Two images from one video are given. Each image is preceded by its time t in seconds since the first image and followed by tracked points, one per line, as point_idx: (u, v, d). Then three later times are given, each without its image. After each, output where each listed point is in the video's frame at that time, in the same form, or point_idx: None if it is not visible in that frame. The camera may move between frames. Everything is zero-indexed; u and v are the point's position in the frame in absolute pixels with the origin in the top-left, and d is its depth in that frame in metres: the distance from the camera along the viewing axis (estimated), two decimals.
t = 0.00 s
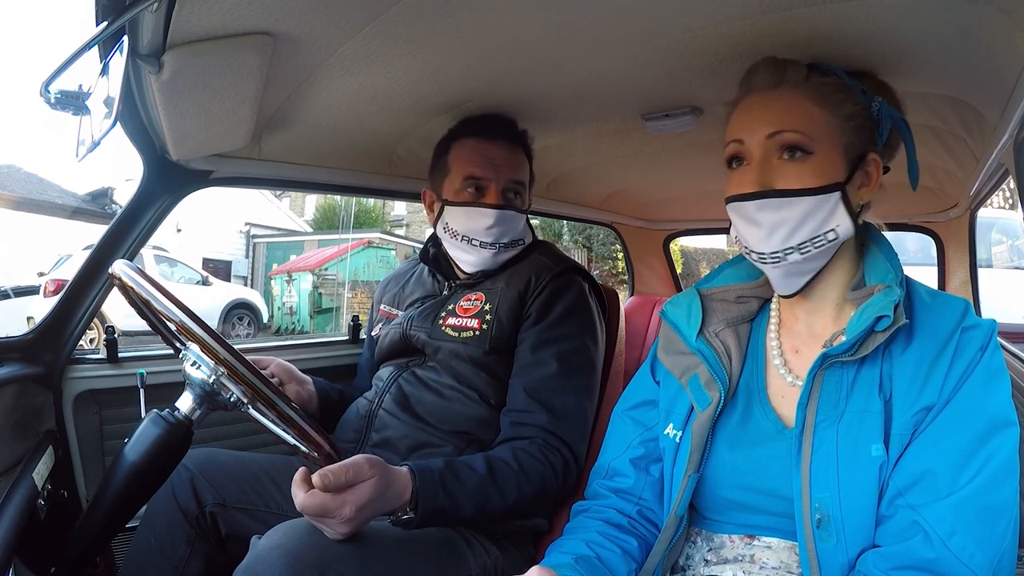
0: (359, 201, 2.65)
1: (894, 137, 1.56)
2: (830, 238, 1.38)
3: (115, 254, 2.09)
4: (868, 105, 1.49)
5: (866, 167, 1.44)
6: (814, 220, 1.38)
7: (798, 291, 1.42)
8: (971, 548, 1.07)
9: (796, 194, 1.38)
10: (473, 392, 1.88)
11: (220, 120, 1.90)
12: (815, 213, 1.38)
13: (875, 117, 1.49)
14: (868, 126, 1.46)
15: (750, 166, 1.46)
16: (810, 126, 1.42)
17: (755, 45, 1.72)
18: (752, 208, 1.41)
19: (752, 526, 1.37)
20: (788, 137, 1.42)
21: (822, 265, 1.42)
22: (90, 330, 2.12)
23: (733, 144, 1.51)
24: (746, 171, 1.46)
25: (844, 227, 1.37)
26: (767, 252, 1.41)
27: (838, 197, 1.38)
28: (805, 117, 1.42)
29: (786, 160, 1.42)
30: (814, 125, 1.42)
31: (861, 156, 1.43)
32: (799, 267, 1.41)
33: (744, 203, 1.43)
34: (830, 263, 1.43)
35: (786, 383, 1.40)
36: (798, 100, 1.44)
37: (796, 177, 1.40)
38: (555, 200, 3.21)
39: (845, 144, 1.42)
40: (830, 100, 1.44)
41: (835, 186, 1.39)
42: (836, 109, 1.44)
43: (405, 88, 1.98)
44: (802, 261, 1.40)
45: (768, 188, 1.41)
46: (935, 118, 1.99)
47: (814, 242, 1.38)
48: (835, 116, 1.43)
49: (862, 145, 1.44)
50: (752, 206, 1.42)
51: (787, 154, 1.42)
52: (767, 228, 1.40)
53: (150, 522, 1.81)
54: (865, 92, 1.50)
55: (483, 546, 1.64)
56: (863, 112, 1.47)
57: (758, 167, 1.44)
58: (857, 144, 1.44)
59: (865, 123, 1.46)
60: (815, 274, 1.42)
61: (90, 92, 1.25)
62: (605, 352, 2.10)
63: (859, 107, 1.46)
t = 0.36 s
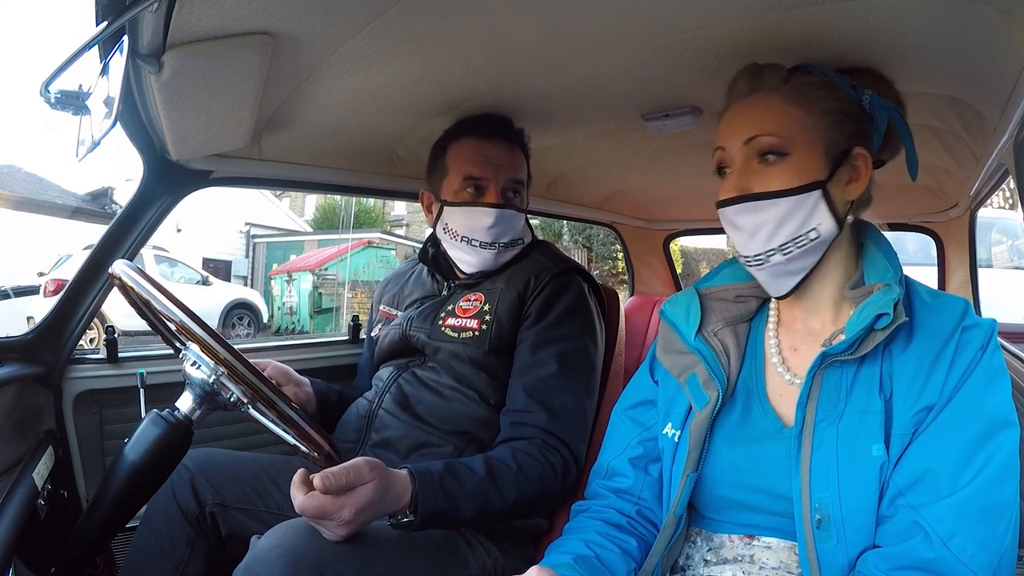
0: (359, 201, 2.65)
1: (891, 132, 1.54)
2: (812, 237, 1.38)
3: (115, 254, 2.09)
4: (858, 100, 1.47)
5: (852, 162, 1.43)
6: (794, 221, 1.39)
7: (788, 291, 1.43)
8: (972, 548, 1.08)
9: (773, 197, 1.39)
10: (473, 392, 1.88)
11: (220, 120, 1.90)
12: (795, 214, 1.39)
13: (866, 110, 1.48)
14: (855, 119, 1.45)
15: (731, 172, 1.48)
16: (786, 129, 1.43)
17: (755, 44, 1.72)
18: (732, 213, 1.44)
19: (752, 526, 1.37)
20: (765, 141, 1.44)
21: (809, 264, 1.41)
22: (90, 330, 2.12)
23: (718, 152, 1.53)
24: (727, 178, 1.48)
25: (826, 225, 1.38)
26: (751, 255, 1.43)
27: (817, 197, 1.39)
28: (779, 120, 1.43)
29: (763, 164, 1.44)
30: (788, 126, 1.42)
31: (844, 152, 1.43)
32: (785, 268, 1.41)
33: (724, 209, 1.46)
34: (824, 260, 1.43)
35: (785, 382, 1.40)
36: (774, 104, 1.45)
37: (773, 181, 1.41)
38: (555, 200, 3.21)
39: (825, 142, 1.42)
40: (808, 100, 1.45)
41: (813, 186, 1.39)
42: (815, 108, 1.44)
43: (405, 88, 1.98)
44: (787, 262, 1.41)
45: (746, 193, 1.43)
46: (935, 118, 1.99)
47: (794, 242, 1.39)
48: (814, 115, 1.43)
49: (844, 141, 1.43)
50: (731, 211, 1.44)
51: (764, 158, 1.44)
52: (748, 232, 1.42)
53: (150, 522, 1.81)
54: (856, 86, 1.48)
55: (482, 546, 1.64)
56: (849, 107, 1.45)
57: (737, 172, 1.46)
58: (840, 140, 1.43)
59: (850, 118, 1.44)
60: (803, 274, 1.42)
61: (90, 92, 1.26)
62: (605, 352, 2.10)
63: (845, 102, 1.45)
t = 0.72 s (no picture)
0: (359, 201, 2.65)
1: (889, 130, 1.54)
2: (811, 239, 1.38)
3: (115, 254, 2.09)
4: (854, 100, 1.47)
5: (850, 164, 1.44)
6: (792, 224, 1.39)
7: (787, 293, 1.43)
8: (972, 548, 1.08)
9: (772, 200, 1.39)
10: (473, 393, 1.88)
11: (220, 120, 1.90)
12: (793, 217, 1.39)
13: (864, 108, 1.48)
14: (852, 120, 1.45)
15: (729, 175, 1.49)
16: (782, 132, 1.43)
17: (755, 44, 1.72)
18: (731, 216, 1.44)
19: (752, 526, 1.37)
20: (763, 145, 1.44)
21: (810, 266, 1.42)
22: (90, 330, 2.12)
23: (715, 154, 1.53)
24: (726, 182, 1.48)
25: (823, 227, 1.38)
26: (750, 258, 1.43)
27: (815, 200, 1.39)
28: (776, 123, 1.44)
29: (761, 168, 1.44)
30: (785, 129, 1.43)
31: (842, 154, 1.43)
32: (784, 270, 1.41)
33: (724, 213, 1.45)
34: (823, 261, 1.43)
35: (784, 380, 1.40)
36: (771, 107, 1.46)
37: (771, 184, 1.42)
38: (555, 200, 3.21)
39: (822, 144, 1.43)
40: (804, 102, 1.45)
41: (810, 189, 1.39)
42: (812, 110, 1.44)
43: (405, 88, 1.98)
44: (786, 264, 1.41)
45: (745, 197, 1.43)
46: (935, 118, 1.99)
47: (794, 245, 1.39)
48: (811, 118, 1.44)
49: (842, 142, 1.43)
50: (731, 215, 1.44)
51: (762, 162, 1.44)
52: (747, 235, 1.42)
53: (150, 522, 1.81)
54: (852, 84, 1.48)
55: (483, 546, 1.64)
56: (846, 108, 1.46)
57: (735, 176, 1.46)
58: (836, 142, 1.43)
59: (848, 119, 1.45)
60: (803, 276, 1.42)
61: (90, 92, 1.26)
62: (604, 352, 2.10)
63: (842, 103, 1.46)
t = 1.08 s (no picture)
0: (359, 201, 2.65)
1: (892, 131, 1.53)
2: (808, 240, 1.38)
3: (115, 254, 2.09)
4: (856, 100, 1.47)
5: (850, 164, 1.44)
6: (790, 225, 1.39)
7: (786, 293, 1.43)
8: (972, 548, 1.08)
9: (770, 201, 1.39)
10: (473, 393, 1.88)
11: (220, 120, 1.90)
12: (791, 218, 1.39)
13: (865, 109, 1.48)
14: (853, 120, 1.45)
15: (729, 174, 1.49)
16: (781, 131, 1.43)
17: (755, 45, 1.72)
18: (729, 216, 1.44)
19: (752, 526, 1.37)
20: (761, 143, 1.44)
21: (806, 268, 1.42)
22: (90, 330, 2.12)
23: (715, 153, 1.53)
24: (725, 181, 1.48)
25: (822, 229, 1.38)
26: (747, 257, 1.44)
27: (813, 201, 1.39)
28: (776, 123, 1.44)
29: (760, 168, 1.44)
30: (785, 129, 1.43)
31: (842, 154, 1.43)
32: (781, 271, 1.42)
33: (722, 213, 1.46)
34: (821, 261, 1.42)
35: (785, 381, 1.40)
36: (771, 107, 1.46)
37: (770, 185, 1.41)
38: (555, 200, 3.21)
39: (822, 145, 1.42)
40: (804, 102, 1.45)
41: (809, 189, 1.39)
42: (812, 110, 1.44)
43: (405, 88, 1.98)
44: (783, 265, 1.41)
45: (743, 197, 1.43)
46: (935, 118, 1.99)
47: (791, 246, 1.39)
48: (810, 118, 1.43)
49: (842, 142, 1.43)
50: (728, 215, 1.44)
51: (761, 162, 1.44)
52: (745, 235, 1.42)
53: (149, 522, 1.80)
54: (855, 85, 1.48)
55: (483, 546, 1.65)
56: (847, 108, 1.45)
57: (735, 175, 1.46)
58: (836, 142, 1.43)
59: (848, 119, 1.44)
60: (801, 277, 1.42)
61: (90, 92, 1.25)
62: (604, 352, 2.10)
63: (843, 104, 1.45)
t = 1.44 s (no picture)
0: (359, 201, 2.65)
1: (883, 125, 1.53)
2: (808, 233, 1.38)
3: (115, 254, 2.09)
4: (844, 97, 1.47)
5: (843, 158, 1.44)
6: (787, 219, 1.39)
7: (791, 290, 1.43)
8: (973, 547, 1.07)
9: (765, 197, 1.40)
10: (473, 393, 1.88)
11: (220, 120, 1.90)
12: (788, 211, 1.39)
13: (855, 105, 1.47)
14: (843, 115, 1.45)
15: (725, 177, 1.49)
16: (773, 129, 1.44)
17: (754, 44, 1.72)
18: (729, 216, 1.45)
19: (753, 526, 1.37)
20: (754, 141, 1.44)
21: (809, 261, 1.41)
22: (90, 330, 2.12)
23: (712, 158, 1.54)
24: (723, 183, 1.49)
25: (819, 220, 1.38)
26: (751, 257, 1.44)
27: (809, 193, 1.39)
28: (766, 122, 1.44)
29: (754, 166, 1.44)
30: (776, 127, 1.43)
31: (834, 149, 1.43)
32: (784, 266, 1.41)
33: (722, 214, 1.47)
34: (820, 257, 1.43)
35: (787, 380, 1.40)
36: (761, 107, 1.46)
37: (764, 182, 1.42)
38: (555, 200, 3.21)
39: (813, 140, 1.42)
40: (794, 100, 1.45)
41: (805, 182, 1.40)
42: (802, 107, 1.44)
43: (405, 88, 1.98)
44: (786, 260, 1.40)
45: (740, 195, 1.44)
46: (935, 118, 1.99)
47: (791, 239, 1.39)
48: (801, 115, 1.44)
49: (833, 137, 1.43)
50: (728, 215, 1.45)
51: (755, 160, 1.44)
52: (745, 234, 1.43)
53: (150, 522, 1.80)
54: (842, 82, 1.48)
55: (483, 546, 1.64)
56: (836, 104, 1.45)
57: (730, 177, 1.47)
58: (827, 137, 1.43)
59: (839, 114, 1.45)
60: (804, 272, 1.42)
61: (90, 92, 1.25)
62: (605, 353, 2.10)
63: (832, 100, 1.45)
